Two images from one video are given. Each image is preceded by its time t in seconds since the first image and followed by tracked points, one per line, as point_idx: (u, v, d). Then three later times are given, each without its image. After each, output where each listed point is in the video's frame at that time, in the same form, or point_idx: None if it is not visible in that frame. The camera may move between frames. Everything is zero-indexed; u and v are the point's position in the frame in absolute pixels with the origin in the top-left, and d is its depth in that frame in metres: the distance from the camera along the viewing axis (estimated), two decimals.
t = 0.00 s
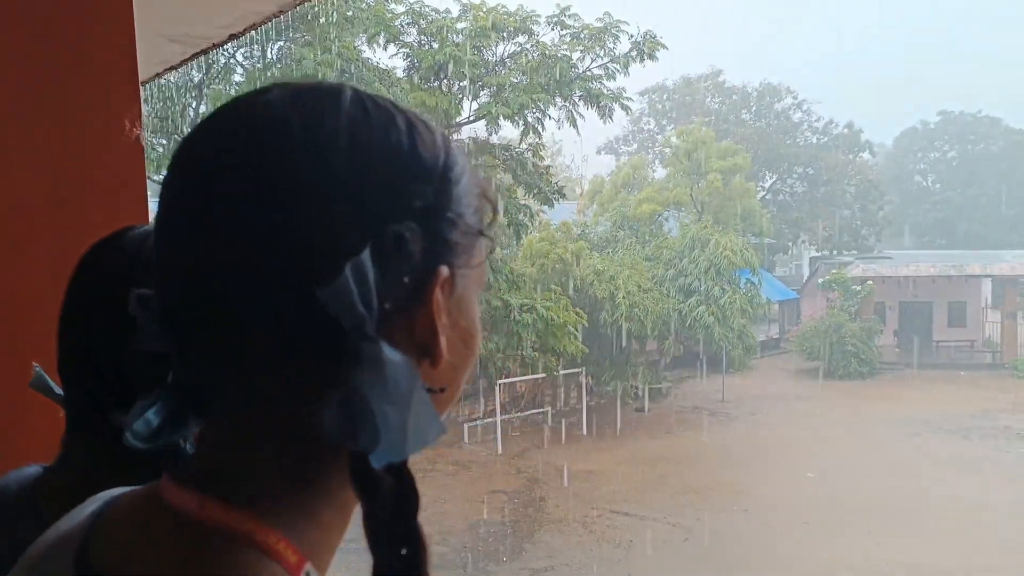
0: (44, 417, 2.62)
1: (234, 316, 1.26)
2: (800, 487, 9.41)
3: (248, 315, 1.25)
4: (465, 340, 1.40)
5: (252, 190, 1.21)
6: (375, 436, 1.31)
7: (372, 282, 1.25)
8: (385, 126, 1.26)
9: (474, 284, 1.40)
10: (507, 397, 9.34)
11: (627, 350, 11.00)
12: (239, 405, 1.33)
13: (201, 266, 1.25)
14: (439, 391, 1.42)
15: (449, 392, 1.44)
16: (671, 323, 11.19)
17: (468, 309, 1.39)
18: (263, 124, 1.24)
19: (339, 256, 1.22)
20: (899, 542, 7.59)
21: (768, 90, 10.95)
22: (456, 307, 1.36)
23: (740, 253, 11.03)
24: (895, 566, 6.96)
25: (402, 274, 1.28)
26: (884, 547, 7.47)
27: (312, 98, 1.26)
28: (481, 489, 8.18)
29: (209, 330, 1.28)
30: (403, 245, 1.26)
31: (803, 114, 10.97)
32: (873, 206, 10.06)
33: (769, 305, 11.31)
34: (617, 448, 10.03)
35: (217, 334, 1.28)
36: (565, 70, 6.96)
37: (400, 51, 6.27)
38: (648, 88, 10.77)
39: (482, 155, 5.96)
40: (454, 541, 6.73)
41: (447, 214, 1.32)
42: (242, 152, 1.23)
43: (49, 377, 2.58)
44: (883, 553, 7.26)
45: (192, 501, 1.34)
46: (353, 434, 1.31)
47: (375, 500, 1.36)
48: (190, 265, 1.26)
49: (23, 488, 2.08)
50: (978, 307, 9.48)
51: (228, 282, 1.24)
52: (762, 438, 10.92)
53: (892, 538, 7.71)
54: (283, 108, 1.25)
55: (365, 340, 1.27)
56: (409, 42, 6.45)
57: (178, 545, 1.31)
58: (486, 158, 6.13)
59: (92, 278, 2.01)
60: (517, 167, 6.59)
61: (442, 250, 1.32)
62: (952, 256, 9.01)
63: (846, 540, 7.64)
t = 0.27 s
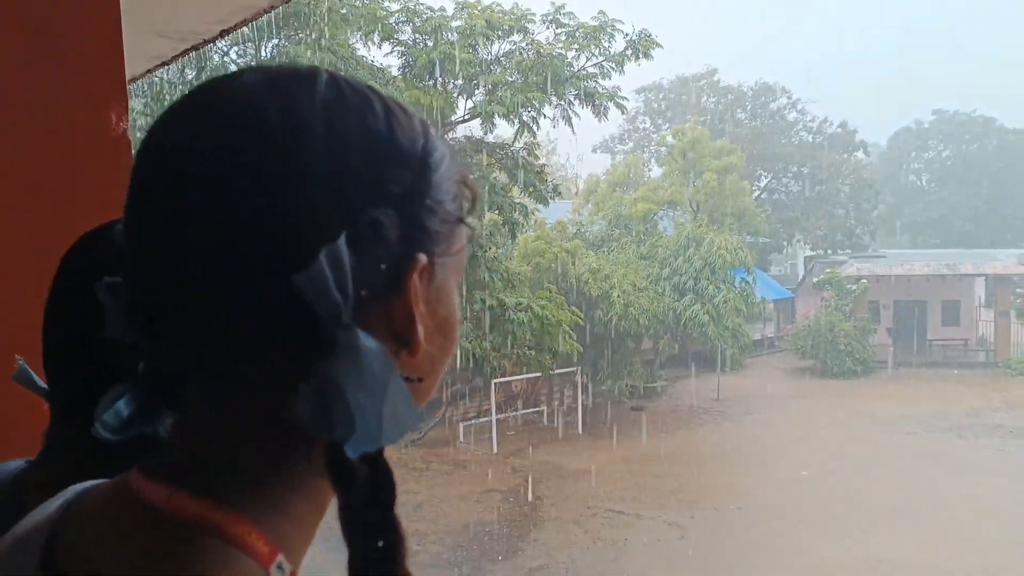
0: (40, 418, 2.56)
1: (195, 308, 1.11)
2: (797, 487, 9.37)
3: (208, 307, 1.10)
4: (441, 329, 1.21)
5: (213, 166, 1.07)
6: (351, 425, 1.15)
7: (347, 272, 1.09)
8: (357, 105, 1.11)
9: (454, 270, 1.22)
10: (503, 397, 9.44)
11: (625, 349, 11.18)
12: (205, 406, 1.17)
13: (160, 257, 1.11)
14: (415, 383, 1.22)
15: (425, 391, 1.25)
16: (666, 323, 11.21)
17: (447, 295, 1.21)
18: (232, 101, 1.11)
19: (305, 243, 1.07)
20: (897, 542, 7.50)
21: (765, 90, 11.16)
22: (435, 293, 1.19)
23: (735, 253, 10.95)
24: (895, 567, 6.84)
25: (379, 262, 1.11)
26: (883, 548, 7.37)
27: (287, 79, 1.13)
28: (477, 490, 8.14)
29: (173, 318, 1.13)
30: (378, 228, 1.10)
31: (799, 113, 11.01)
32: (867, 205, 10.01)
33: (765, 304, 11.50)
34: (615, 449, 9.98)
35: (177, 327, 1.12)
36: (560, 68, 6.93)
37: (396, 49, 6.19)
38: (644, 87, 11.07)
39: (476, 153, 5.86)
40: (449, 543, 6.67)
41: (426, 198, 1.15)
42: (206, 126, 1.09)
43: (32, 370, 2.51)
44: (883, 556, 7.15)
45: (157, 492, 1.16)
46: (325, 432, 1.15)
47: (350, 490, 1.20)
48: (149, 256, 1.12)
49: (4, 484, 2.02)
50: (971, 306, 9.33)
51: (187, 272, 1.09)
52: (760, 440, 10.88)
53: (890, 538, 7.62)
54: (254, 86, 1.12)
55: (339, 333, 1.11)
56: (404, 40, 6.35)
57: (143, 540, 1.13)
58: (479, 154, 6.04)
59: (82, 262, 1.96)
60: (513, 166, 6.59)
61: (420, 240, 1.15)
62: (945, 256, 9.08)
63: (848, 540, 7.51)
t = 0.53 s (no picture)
0: None
1: (159, 280, 0.99)
2: (791, 480, 9.35)
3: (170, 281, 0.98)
4: (420, 318, 1.10)
5: (178, 133, 0.97)
6: (319, 407, 1.00)
7: (316, 245, 0.97)
8: (339, 70, 1.02)
9: (432, 253, 1.10)
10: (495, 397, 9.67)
11: (618, 349, 11.29)
12: (166, 406, 1.04)
13: (118, 238, 1.01)
14: (387, 370, 1.08)
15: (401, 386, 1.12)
16: (659, 322, 11.28)
17: (426, 280, 1.09)
18: (190, 69, 1.01)
19: (267, 204, 0.95)
20: (894, 531, 7.44)
21: (757, 90, 11.01)
22: (411, 280, 1.06)
23: (727, 252, 10.96)
24: (893, 556, 6.79)
25: (350, 238, 0.99)
26: (880, 540, 7.31)
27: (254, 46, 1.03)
28: (470, 491, 8.15)
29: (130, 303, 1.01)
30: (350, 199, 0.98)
31: (790, 114, 10.98)
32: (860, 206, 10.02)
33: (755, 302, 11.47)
34: (609, 448, 9.98)
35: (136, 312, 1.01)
36: (552, 67, 6.88)
37: (387, 47, 6.03)
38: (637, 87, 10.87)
39: (467, 151, 5.78)
40: (442, 543, 6.66)
41: (401, 172, 1.03)
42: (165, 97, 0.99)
43: None
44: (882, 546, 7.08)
45: (118, 474, 1.03)
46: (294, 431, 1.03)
47: (319, 475, 1.09)
48: (105, 237, 1.02)
49: None
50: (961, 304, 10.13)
51: (154, 248, 0.98)
52: (754, 437, 10.87)
53: (887, 527, 7.56)
54: (221, 52, 1.03)
55: (307, 313, 0.98)
56: (396, 39, 6.26)
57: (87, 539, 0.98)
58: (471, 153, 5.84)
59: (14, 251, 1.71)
60: (505, 166, 6.62)
61: (397, 220, 1.03)
62: (935, 257, 9.56)
63: (845, 534, 7.46)
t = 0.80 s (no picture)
0: None
1: (133, 252, 1.02)
2: (786, 483, 9.36)
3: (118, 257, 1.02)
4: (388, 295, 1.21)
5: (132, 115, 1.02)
6: (271, 392, 1.12)
7: (273, 222, 1.05)
8: (294, 39, 1.09)
9: (398, 232, 1.21)
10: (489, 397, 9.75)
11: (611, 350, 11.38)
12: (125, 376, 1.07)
13: (68, 208, 1.03)
14: (349, 350, 1.19)
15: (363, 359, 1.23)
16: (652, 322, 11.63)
17: (391, 256, 1.20)
18: (147, 46, 1.06)
19: (206, 184, 1.01)
20: (888, 524, 7.43)
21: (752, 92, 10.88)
22: (376, 257, 1.17)
23: (720, 253, 11.21)
24: (888, 547, 6.76)
25: (309, 216, 1.08)
26: (876, 531, 7.29)
27: (206, 19, 1.08)
28: (465, 493, 8.14)
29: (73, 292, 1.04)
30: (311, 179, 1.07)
31: (783, 115, 10.71)
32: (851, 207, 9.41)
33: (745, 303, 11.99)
34: (604, 449, 9.96)
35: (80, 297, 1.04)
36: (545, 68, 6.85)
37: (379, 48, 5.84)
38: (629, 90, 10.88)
39: (461, 151, 5.76)
40: (436, 545, 6.65)
41: (365, 152, 1.14)
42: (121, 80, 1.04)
43: None
44: (877, 539, 7.07)
45: (61, 458, 1.07)
46: (246, 400, 1.11)
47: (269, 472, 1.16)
48: (54, 210, 1.05)
49: None
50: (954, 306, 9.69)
51: (113, 234, 1.02)
52: (749, 437, 10.85)
53: (882, 521, 7.54)
54: (171, 28, 1.07)
55: (264, 287, 1.06)
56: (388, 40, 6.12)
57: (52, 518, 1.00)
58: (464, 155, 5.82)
59: None
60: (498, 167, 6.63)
61: (353, 192, 1.12)
62: (930, 257, 9.27)
63: (841, 526, 7.43)
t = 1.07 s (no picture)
0: None
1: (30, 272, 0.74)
2: (783, 465, 9.17)
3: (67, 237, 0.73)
4: (343, 293, 0.89)
5: (92, 65, 0.75)
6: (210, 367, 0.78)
7: (210, 194, 0.75)
8: None
9: (356, 214, 0.90)
10: (480, 398, 10.19)
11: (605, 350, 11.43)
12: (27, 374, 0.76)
13: None
14: (298, 335, 0.86)
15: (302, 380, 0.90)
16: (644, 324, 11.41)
17: (349, 240, 0.88)
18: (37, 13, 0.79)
19: (159, 157, 0.74)
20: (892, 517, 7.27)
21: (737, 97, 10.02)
22: (331, 240, 0.85)
23: (712, 253, 11.27)
24: (892, 541, 6.61)
25: (253, 189, 0.78)
26: (878, 523, 7.14)
27: None
28: (458, 493, 7.97)
29: (24, 278, 0.74)
30: (254, 148, 0.77)
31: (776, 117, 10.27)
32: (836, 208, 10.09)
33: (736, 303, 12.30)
34: (598, 449, 9.81)
35: (32, 281, 0.74)
36: (538, 68, 6.54)
37: (372, 46, 5.57)
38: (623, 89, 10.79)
39: (455, 151, 5.75)
40: (428, 546, 6.47)
41: (316, 120, 0.82)
42: (78, 35, 0.76)
43: None
44: (879, 530, 6.92)
45: None
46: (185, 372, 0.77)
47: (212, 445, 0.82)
48: None
49: None
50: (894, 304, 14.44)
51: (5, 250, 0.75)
52: (745, 431, 10.69)
53: (885, 514, 7.38)
54: None
55: (199, 269, 0.75)
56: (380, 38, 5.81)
57: None
58: (457, 155, 5.81)
59: None
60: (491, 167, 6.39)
61: (310, 166, 0.82)
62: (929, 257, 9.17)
63: (842, 519, 7.28)
